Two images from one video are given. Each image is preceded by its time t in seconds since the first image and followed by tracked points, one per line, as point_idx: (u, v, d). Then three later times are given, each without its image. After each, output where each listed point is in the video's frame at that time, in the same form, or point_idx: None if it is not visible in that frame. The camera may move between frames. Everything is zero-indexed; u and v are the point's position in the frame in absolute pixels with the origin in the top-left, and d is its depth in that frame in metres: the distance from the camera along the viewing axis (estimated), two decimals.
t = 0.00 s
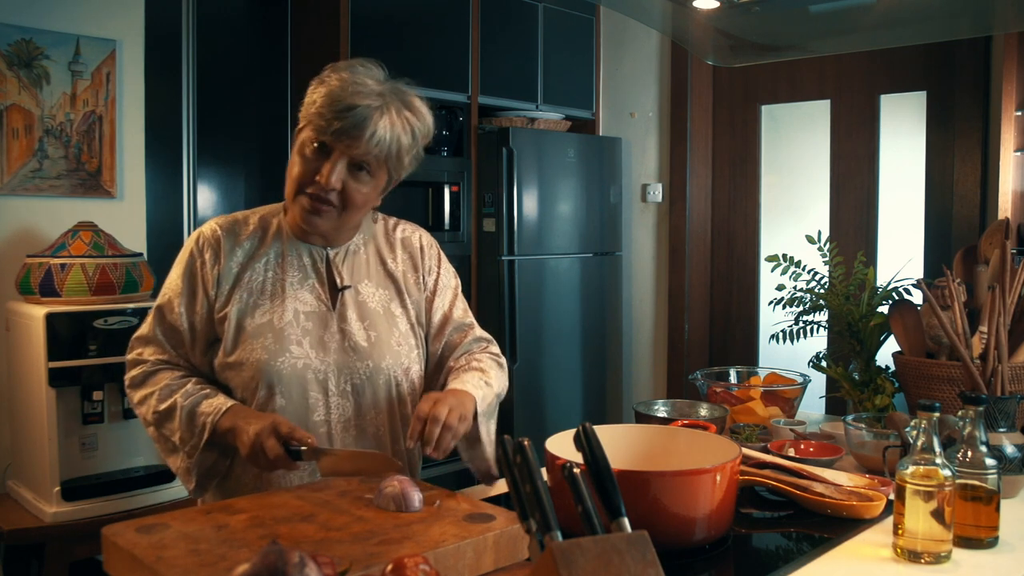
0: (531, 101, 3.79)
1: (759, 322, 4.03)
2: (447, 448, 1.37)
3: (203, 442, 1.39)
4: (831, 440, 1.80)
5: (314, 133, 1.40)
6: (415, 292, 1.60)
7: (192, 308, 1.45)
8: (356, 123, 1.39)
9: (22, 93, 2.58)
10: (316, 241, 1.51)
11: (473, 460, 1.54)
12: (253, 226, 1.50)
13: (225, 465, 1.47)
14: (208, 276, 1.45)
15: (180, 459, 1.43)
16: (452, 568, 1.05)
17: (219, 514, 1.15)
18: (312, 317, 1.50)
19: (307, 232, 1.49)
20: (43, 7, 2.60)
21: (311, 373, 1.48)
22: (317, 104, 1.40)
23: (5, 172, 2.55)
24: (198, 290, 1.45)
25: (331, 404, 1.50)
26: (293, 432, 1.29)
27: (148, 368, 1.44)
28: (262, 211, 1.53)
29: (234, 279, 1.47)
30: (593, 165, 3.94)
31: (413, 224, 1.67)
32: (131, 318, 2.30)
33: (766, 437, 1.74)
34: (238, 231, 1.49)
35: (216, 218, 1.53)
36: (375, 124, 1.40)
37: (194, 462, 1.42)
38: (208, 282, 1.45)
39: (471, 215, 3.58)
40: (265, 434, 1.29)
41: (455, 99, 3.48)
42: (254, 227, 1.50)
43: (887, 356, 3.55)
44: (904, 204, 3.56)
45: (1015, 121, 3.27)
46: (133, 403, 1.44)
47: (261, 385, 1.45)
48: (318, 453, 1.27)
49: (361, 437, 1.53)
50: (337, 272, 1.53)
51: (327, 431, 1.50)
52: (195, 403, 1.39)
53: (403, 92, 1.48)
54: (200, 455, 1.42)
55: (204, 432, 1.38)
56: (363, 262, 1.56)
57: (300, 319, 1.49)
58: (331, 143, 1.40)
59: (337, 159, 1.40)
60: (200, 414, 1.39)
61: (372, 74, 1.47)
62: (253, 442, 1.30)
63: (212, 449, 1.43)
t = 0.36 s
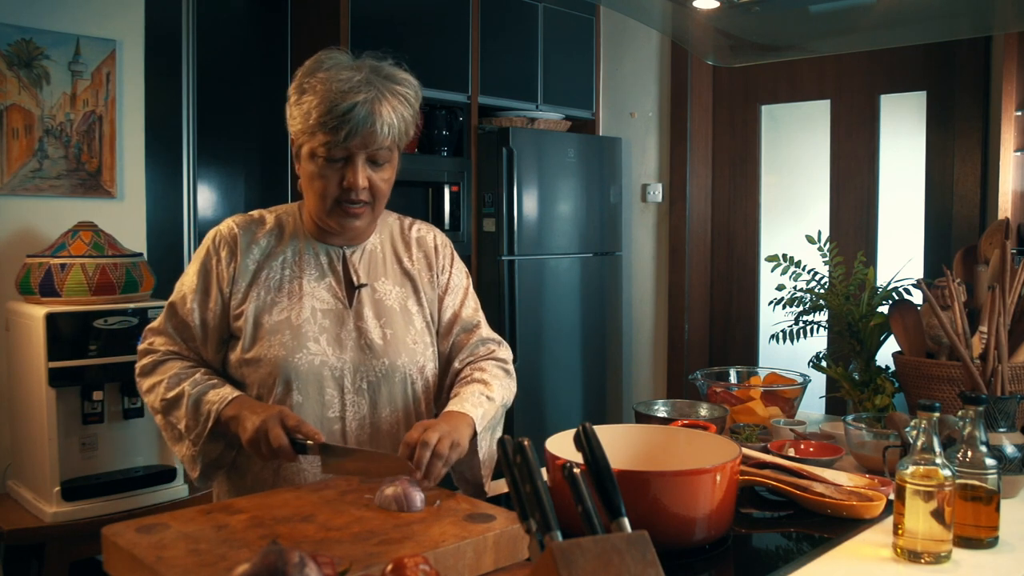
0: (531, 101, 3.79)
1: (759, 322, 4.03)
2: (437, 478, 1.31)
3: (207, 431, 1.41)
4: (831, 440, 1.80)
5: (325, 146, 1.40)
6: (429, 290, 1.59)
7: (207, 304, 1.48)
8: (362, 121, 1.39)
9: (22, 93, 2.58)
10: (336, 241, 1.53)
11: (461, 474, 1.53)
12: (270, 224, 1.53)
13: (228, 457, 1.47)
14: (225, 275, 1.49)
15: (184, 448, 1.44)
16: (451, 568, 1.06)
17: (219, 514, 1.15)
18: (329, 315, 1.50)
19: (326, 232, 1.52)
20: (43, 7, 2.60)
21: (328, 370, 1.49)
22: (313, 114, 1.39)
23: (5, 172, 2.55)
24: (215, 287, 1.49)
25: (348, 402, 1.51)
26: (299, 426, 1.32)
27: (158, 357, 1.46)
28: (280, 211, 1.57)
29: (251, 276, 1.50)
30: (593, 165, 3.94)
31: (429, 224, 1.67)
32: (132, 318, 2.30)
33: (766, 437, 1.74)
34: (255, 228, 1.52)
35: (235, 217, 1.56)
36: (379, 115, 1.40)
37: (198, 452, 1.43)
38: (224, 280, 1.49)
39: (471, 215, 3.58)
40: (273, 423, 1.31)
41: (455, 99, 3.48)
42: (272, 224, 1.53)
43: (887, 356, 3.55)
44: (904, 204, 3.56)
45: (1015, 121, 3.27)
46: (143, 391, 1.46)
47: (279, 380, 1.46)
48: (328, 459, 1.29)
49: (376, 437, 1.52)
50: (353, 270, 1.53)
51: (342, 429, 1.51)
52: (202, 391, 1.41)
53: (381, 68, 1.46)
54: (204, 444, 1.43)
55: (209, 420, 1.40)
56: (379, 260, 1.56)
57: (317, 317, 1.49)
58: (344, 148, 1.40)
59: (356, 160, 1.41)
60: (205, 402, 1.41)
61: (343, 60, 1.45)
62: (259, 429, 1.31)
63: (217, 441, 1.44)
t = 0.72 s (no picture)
0: (531, 101, 3.79)
1: (759, 322, 4.03)
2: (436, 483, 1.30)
3: (213, 422, 1.41)
4: (831, 440, 1.80)
5: (323, 147, 1.40)
6: (434, 290, 1.59)
7: (213, 303, 1.49)
8: (359, 121, 1.39)
9: (22, 93, 2.58)
10: (340, 242, 1.53)
11: (462, 473, 1.53)
12: (277, 225, 1.53)
13: (236, 451, 1.48)
14: (232, 274, 1.49)
15: (191, 442, 1.44)
16: (452, 568, 1.06)
17: (219, 514, 1.15)
18: (334, 317, 1.50)
19: (331, 232, 1.52)
20: (43, 7, 2.60)
21: (333, 372, 1.49)
22: (310, 116, 1.39)
23: (5, 172, 2.55)
24: (221, 285, 1.49)
25: (352, 404, 1.51)
26: (309, 425, 1.32)
27: (163, 352, 1.47)
28: (285, 210, 1.56)
29: (257, 277, 1.50)
30: (593, 165, 3.94)
31: (435, 222, 1.67)
32: (132, 318, 2.30)
33: (766, 437, 1.74)
34: (262, 228, 1.52)
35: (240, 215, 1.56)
36: (376, 114, 1.40)
37: (204, 445, 1.43)
38: (231, 279, 1.49)
39: (471, 216, 3.58)
40: (284, 417, 1.32)
41: (455, 99, 3.48)
42: (278, 225, 1.53)
43: (887, 356, 3.56)
44: (904, 204, 3.56)
45: (1015, 121, 3.27)
46: (148, 387, 1.46)
47: (284, 382, 1.47)
48: (333, 465, 1.28)
49: (381, 439, 1.52)
50: (359, 271, 1.53)
51: (347, 430, 1.51)
52: (208, 383, 1.42)
53: (378, 66, 1.46)
54: (209, 438, 1.43)
55: (216, 410, 1.40)
56: (385, 261, 1.56)
57: (323, 319, 1.50)
58: (343, 149, 1.40)
59: (356, 161, 1.41)
60: (211, 394, 1.41)
61: (341, 60, 1.45)
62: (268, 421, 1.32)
63: (224, 436, 1.44)
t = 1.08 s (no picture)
0: (531, 101, 3.79)
1: (759, 322, 4.03)
2: (434, 481, 1.31)
3: (206, 419, 1.40)
4: (830, 440, 1.80)
5: (317, 146, 1.40)
6: (432, 286, 1.59)
7: (210, 303, 1.48)
8: (351, 119, 1.39)
9: (22, 93, 2.58)
10: (337, 240, 1.52)
11: (461, 471, 1.52)
12: (273, 223, 1.53)
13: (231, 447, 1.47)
14: (228, 272, 1.49)
15: (185, 439, 1.44)
16: (451, 568, 1.06)
17: (219, 514, 1.15)
18: (329, 314, 1.51)
19: (327, 232, 1.51)
20: (44, 7, 2.60)
21: (329, 369, 1.49)
22: (303, 114, 1.40)
23: (5, 172, 2.55)
24: (218, 283, 1.49)
25: (349, 401, 1.51)
26: (301, 418, 1.32)
27: (158, 349, 1.46)
28: (282, 209, 1.56)
29: (253, 275, 1.50)
30: (593, 165, 3.94)
31: (433, 219, 1.66)
32: (132, 318, 2.30)
33: (766, 437, 1.74)
34: (258, 227, 1.52)
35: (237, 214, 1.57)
36: (368, 113, 1.40)
37: (198, 443, 1.43)
38: (228, 278, 1.49)
39: (471, 216, 3.57)
40: (275, 412, 1.31)
41: (455, 99, 3.48)
42: (274, 223, 1.53)
43: (887, 356, 3.56)
44: (904, 204, 3.56)
45: (1015, 121, 3.27)
46: (143, 384, 1.46)
47: (280, 380, 1.47)
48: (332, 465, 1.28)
49: (378, 436, 1.52)
50: (355, 269, 1.53)
51: (343, 428, 1.51)
52: (201, 379, 1.41)
53: (371, 64, 1.46)
54: (203, 434, 1.42)
55: (208, 406, 1.40)
56: (382, 258, 1.56)
57: (318, 316, 1.50)
58: (336, 147, 1.40)
59: (350, 159, 1.41)
60: (204, 390, 1.40)
61: (333, 59, 1.45)
62: (260, 416, 1.31)
63: (218, 433, 1.44)
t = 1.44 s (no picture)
0: (531, 101, 3.79)
1: (759, 322, 4.03)
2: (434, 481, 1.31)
3: (212, 431, 1.40)
4: (830, 440, 1.80)
5: (315, 147, 1.40)
6: (430, 287, 1.59)
7: (208, 303, 1.48)
8: (349, 119, 1.39)
9: (23, 93, 2.58)
10: (334, 240, 1.52)
11: (461, 472, 1.53)
12: (270, 223, 1.53)
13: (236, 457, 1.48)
14: (226, 272, 1.49)
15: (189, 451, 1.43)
16: (452, 568, 1.06)
17: (220, 514, 1.15)
18: (326, 314, 1.51)
19: (324, 232, 1.51)
20: (44, 7, 2.60)
21: (325, 370, 1.49)
22: (302, 115, 1.40)
23: (5, 172, 2.55)
24: (216, 283, 1.49)
25: (345, 402, 1.51)
26: (308, 437, 1.31)
27: (162, 358, 1.45)
28: (279, 209, 1.57)
29: (251, 275, 1.50)
30: (593, 165, 3.94)
31: (430, 220, 1.67)
32: (132, 318, 2.30)
33: (766, 437, 1.74)
34: (256, 227, 1.52)
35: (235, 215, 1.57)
36: (366, 114, 1.40)
37: (202, 455, 1.43)
38: (226, 278, 1.49)
39: (471, 216, 3.57)
40: (280, 432, 1.30)
41: (455, 99, 3.48)
42: (272, 223, 1.53)
43: (887, 356, 3.56)
44: (904, 204, 3.56)
45: (1015, 121, 3.27)
46: (149, 393, 1.46)
47: (277, 380, 1.47)
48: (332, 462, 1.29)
49: (374, 437, 1.52)
50: (352, 269, 1.53)
51: (339, 428, 1.51)
52: (205, 391, 1.40)
53: (370, 65, 1.46)
54: (207, 446, 1.42)
55: (213, 419, 1.39)
56: (379, 259, 1.56)
57: (315, 316, 1.50)
58: (334, 148, 1.40)
59: (348, 159, 1.41)
60: (209, 402, 1.39)
61: (332, 60, 1.45)
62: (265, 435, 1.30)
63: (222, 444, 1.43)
